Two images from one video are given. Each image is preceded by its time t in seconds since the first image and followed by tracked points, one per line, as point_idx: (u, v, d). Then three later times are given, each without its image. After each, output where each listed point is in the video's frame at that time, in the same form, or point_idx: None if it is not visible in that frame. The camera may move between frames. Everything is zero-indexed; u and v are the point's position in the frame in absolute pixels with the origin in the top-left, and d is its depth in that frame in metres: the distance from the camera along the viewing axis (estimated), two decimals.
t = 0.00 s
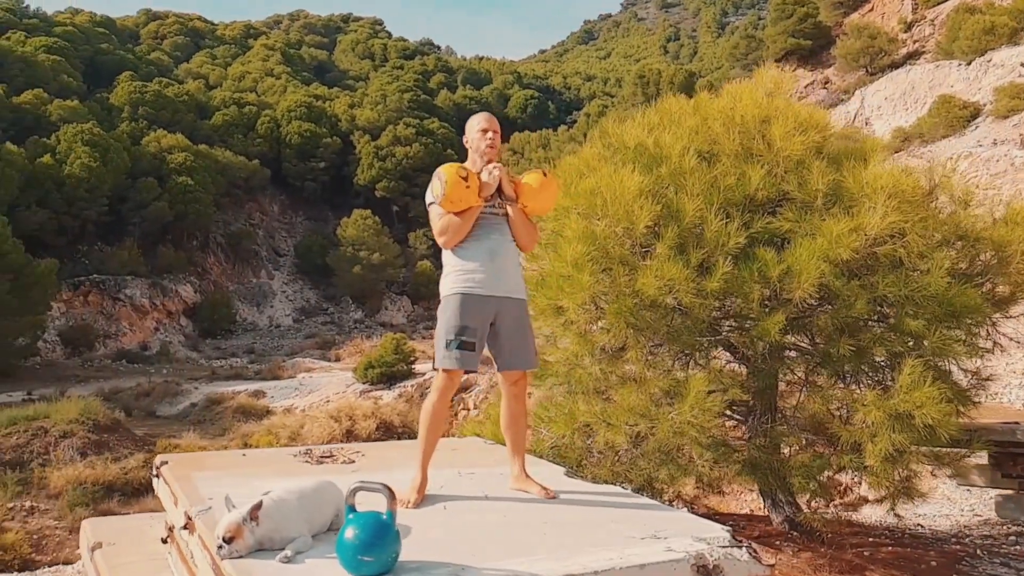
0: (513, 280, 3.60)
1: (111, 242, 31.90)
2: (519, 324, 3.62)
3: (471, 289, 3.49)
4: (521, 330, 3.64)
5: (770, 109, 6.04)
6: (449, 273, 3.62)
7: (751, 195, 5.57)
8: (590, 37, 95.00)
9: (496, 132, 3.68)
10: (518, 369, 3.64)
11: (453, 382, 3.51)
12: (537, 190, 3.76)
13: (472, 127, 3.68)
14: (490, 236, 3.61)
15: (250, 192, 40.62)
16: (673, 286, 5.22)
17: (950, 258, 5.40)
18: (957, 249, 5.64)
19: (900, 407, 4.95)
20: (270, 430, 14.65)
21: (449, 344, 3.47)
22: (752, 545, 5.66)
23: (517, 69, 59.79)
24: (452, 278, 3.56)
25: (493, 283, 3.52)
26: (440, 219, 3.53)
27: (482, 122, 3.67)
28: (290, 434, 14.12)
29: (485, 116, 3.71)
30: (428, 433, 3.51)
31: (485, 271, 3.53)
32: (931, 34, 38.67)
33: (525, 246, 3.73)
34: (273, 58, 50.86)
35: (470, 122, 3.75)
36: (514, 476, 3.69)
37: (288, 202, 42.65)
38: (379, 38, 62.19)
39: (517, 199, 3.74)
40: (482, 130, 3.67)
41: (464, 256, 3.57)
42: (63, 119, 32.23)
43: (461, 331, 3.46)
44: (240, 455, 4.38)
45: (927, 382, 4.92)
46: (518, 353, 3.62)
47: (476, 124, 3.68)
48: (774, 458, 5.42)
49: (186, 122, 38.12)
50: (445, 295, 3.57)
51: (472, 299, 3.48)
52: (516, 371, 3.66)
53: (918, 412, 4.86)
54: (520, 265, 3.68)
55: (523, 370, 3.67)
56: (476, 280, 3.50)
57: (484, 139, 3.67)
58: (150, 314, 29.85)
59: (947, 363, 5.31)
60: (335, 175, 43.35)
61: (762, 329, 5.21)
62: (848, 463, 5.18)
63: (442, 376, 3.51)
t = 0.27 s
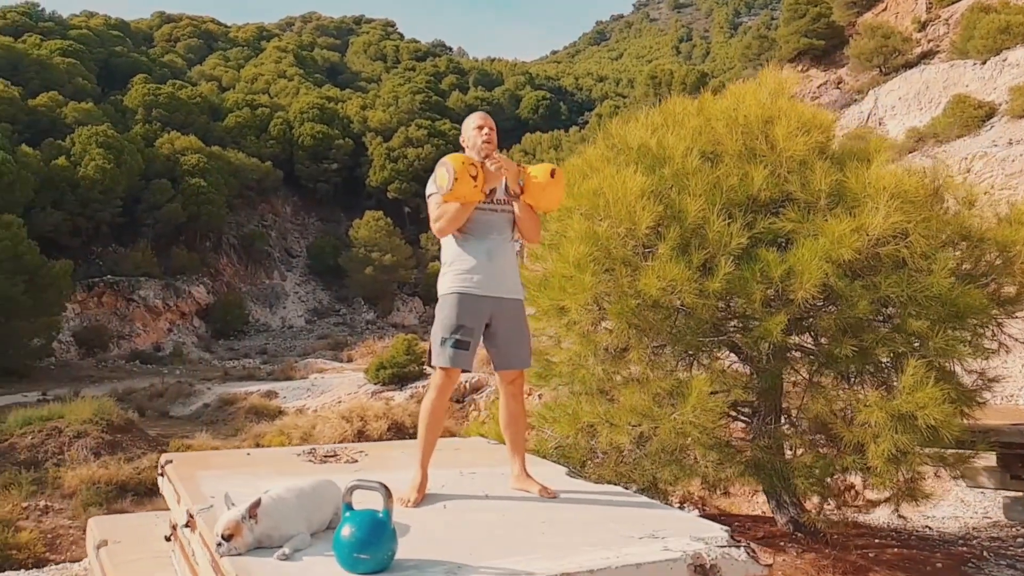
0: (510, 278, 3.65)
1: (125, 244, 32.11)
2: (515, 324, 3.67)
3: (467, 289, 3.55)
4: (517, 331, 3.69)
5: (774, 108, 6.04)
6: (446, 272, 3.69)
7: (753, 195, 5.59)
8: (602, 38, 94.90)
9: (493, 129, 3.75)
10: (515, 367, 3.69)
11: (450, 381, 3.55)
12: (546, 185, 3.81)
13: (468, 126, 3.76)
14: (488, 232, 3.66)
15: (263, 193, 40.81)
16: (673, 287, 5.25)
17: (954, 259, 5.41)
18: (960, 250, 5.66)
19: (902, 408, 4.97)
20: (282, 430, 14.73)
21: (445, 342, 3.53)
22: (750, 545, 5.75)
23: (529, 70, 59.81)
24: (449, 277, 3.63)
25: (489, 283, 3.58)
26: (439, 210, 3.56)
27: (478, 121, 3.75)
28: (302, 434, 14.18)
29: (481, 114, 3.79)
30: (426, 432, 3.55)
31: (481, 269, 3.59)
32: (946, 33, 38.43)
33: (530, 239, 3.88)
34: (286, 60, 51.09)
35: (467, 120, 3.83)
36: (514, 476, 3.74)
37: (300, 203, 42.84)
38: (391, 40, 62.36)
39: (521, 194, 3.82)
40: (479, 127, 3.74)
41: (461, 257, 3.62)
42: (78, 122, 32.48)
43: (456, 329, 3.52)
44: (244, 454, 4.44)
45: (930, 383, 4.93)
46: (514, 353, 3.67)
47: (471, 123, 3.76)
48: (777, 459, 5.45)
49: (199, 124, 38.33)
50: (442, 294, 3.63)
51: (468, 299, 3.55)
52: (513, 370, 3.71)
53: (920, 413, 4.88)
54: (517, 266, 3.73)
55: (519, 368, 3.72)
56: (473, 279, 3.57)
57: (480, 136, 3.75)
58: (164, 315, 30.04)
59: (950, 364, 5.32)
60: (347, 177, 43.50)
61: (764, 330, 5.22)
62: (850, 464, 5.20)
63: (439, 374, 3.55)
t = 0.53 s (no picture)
0: (508, 277, 3.69)
1: (138, 244, 32.29)
2: (513, 323, 3.71)
3: (466, 287, 3.58)
4: (514, 330, 3.73)
5: (778, 107, 6.05)
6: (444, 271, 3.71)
7: (756, 195, 5.61)
8: (613, 38, 94.77)
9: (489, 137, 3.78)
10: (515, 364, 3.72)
11: (450, 381, 3.57)
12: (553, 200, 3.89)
13: (466, 132, 3.76)
14: (485, 227, 3.67)
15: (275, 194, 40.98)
16: (675, 288, 5.27)
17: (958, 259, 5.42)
18: (964, 250, 5.69)
19: (904, 409, 4.98)
20: (293, 431, 14.78)
21: (444, 341, 3.56)
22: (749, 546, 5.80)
23: (540, 71, 59.81)
24: (448, 277, 3.66)
25: (486, 281, 3.61)
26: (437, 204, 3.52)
27: (475, 126, 3.75)
28: (313, 434, 14.23)
29: (477, 120, 3.79)
30: (426, 431, 3.58)
31: (480, 268, 3.63)
32: (959, 32, 38.21)
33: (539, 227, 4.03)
34: (297, 61, 51.31)
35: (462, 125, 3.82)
36: (516, 477, 3.78)
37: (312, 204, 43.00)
38: (402, 41, 62.48)
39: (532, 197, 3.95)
40: (473, 133, 3.75)
41: (458, 256, 3.65)
42: (92, 123, 32.72)
43: (456, 329, 3.56)
44: (247, 453, 4.50)
45: (933, 383, 4.95)
46: (513, 353, 3.71)
47: (468, 129, 3.76)
48: (782, 459, 5.45)
49: (211, 125, 38.52)
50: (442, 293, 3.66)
51: (467, 298, 3.59)
52: (513, 369, 3.74)
53: (923, 414, 4.89)
54: (514, 265, 3.76)
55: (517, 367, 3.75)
56: (470, 279, 3.60)
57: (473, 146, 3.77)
58: (176, 315, 30.20)
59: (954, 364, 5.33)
60: (358, 177, 43.61)
61: (767, 330, 5.22)
62: (854, 465, 5.21)
63: (438, 374, 3.57)
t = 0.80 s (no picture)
0: (505, 277, 3.72)
1: (149, 244, 32.48)
2: (511, 322, 3.74)
3: (463, 287, 3.62)
4: (515, 331, 3.76)
5: (783, 107, 6.09)
6: (444, 272, 3.73)
7: (760, 195, 5.65)
8: (623, 38, 94.65)
9: (488, 147, 3.95)
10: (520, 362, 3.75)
11: (447, 378, 3.59)
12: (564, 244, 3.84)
13: (465, 140, 3.91)
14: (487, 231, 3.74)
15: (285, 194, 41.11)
16: (678, 288, 5.30)
17: (962, 259, 5.45)
18: (968, 249, 5.72)
19: (907, 409, 5.01)
20: (303, 430, 14.82)
21: (441, 340, 3.59)
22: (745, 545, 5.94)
23: (550, 70, 59.78)
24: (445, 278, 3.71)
25: (484, 283, 3.66)
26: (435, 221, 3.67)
27: (476, 133, 3.89)
28: (322, 433, 14.25)
29: (478, 128, 3.92)
30: (425, 431, 3.59)
31: (479, 272, 3.67)
32: (971, 31, 37.95)
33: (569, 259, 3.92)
34: (308, 62, 51.47)
35: (464, 128, 3.94)
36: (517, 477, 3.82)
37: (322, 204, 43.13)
38: (412, 41, 62.56)
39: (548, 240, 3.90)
40: (473, 140, 3.91)
41: (457, 258, 3.69)
42: (104, 124, 32.94)
43: (453, 328, 3.58)
44: (251, 454, 4.59)
45: (937, 384, 4.96)
46: (512, 352, 3.73)
47: (468, 138, 3.91)
48: (787, 459, 5.49)
49: (222, 125, 38.67)
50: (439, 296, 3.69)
51: (464, 298, 3.62)
52: (517, 369, 3.76)
53: (928, 414, 4.90)
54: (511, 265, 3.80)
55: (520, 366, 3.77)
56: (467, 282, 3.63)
57: (472, 153, 3.96)
58: (187, 315, 30.35)
59: (959, 364, 5.35)
60: (368, 178, 43.70)
61: (770, 330, 5.24)
62: (858, 466, 5.23)
63: (436, 370, 3.59)
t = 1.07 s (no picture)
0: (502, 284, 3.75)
1: (160, 243, 32.63)
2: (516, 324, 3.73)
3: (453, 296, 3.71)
4: (519, 333, 3.74)
5: (788, 106, 6.09)
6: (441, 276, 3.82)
7: (765, 194, 5.64)
8: (633, 37, 94.54)
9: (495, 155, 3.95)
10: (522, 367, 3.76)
11: (434, 376, 3.70)
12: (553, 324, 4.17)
13: (472, 147, 3.91)
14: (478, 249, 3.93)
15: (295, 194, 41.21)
16: (679, 288, 5.31)
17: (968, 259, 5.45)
18: (974, 250, 5.74)
19: (912, 410, 5.04)
20: (312, 429, 14.85)
21: (429, 337, 3.70)
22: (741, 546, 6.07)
23: (560, 70, 59.71)
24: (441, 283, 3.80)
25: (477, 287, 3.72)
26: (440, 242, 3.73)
27: (484, 139, 3.89)
28: (331, 433, 14.27)
29: (487, 136, 3.90)
30: (416, 427, 3.76)
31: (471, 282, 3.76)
32: (983, 29, 37.71)
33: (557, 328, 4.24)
34: (318, 62, 51.59)
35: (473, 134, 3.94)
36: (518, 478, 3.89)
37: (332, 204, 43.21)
38: (422, 41, 62.61)
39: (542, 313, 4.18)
40: (480, 146, 3.92)
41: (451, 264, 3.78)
42: (115, 124, 33.11)
43: (440, 326, 3.69)
44: (253, 452, 4.73)
45: (942, 384, 4.98)
46: (511, 356, 3.71)
47: (477, 146, 3.90)
48: (791, 459, 5.48)
49: (232, 125, 38.81)
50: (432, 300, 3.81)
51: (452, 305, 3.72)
52: (533, 366, 3.78)
53: (933, 416, 4.92)
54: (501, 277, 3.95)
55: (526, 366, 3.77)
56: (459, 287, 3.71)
57: (479, 162, 3.96)
58: (197, 314, 30.46)
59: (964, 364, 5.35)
60: (378, 177, 43.75)
61: (774, 330, 5.24)
62: (862, 466, 5.25)
63: (424, 364, 3.69)
